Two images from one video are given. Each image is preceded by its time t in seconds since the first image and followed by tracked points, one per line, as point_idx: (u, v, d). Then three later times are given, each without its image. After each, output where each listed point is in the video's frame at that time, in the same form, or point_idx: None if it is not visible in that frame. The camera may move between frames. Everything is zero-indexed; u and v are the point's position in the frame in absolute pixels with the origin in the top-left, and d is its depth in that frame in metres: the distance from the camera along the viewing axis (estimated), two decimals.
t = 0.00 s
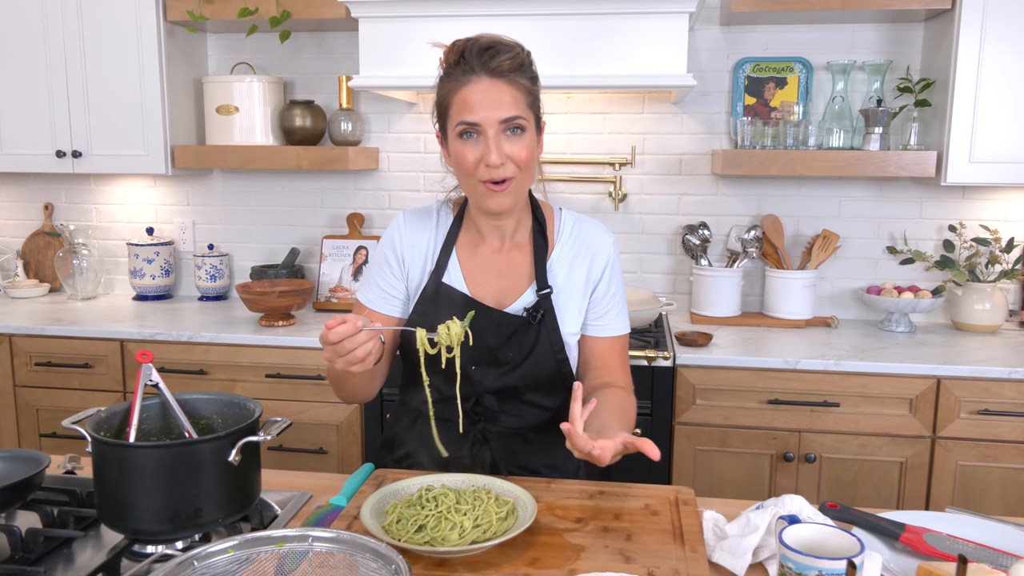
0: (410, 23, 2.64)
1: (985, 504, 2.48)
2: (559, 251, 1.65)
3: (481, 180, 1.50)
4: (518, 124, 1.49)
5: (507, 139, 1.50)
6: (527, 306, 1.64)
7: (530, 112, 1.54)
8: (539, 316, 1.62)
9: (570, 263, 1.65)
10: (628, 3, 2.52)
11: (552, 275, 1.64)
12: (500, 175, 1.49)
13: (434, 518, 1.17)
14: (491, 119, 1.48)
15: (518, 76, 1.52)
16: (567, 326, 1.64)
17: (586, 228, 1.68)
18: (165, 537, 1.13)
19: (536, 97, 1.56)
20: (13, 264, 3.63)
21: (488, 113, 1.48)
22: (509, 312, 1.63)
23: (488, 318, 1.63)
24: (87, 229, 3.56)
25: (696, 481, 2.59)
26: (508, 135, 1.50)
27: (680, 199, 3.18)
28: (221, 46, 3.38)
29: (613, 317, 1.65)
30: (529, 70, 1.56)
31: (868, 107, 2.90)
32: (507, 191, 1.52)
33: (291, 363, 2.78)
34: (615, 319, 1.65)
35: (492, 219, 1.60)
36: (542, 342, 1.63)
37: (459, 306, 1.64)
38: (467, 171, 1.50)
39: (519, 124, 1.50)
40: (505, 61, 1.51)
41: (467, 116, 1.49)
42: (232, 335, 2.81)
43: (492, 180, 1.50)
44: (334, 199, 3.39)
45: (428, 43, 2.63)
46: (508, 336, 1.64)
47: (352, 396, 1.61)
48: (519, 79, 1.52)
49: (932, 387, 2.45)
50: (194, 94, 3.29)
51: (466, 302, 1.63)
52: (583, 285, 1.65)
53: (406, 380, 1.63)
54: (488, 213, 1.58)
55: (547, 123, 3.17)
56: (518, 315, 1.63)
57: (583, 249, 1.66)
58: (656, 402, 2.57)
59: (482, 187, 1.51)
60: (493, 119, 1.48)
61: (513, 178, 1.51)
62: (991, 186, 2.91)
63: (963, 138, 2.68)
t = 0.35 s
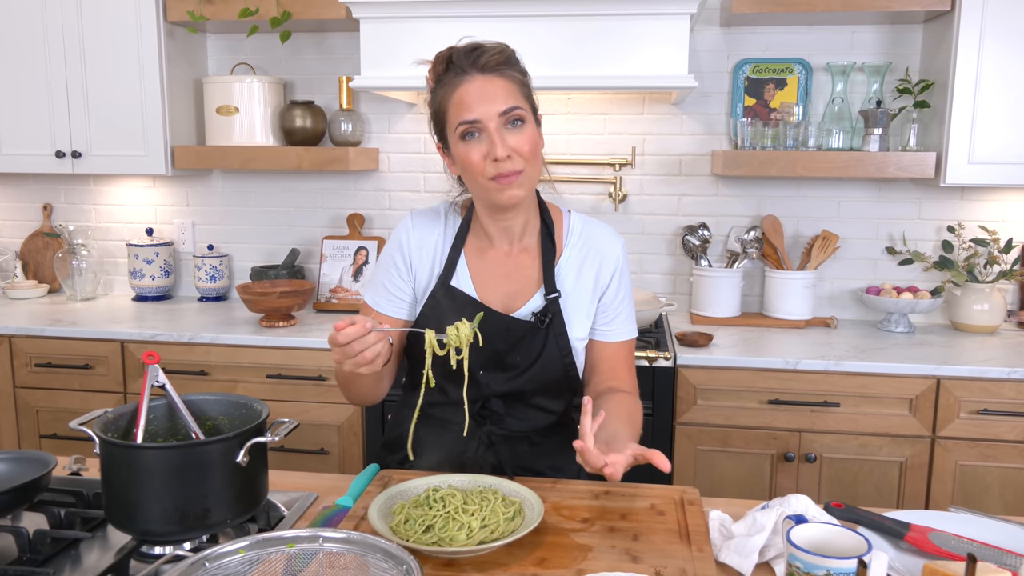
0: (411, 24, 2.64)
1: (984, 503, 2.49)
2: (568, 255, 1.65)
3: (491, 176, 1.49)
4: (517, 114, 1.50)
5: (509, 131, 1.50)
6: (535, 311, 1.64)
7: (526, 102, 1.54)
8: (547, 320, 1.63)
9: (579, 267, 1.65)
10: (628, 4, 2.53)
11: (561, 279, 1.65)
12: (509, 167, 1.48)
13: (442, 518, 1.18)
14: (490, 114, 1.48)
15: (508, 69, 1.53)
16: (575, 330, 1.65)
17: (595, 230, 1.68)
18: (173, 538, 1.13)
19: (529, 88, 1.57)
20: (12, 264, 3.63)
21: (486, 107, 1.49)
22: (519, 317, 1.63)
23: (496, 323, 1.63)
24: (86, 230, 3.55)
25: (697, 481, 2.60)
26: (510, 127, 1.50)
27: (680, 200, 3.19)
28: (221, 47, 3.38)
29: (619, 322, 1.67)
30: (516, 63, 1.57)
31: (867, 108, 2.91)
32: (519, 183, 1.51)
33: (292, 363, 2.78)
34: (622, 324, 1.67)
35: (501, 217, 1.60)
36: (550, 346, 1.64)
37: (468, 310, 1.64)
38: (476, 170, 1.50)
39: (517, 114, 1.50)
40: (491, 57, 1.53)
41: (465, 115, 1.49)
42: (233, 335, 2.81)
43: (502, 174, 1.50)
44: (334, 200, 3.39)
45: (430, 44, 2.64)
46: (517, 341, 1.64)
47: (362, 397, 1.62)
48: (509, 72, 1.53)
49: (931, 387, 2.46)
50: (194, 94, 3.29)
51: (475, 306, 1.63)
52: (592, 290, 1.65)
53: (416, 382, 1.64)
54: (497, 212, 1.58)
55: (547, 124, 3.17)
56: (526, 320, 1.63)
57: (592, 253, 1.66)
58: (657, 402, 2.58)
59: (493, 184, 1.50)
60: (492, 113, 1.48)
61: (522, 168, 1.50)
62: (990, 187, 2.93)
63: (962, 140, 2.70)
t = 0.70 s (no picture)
0: (410, 24, 2.64)
1: (982, 501, 2.50)
2: (570, 256, 1.66)
3: (490, 179, 1.50)
4: (519, 119, 1.50)
5: (511, 135, 1.50)
6: (537, 311, 1.65)
7: (531, 106, 1.55)
8: (549, 320, 1.63)
9: (580, 267, 1.66)
10: (627, 4, 2.54)
11: (562, 279, 1.65)
12: (508, 171, 1.49)
13: (449, 516, 1.18)
14: (493, 117, 1.49)
15: (515, 72, 1.54)
16: (576, 331, 1.66)
17: (598, 231, 1.68)
18: (181, 537, 1.13)
19: (536, 92, 1.57)
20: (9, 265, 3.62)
21: (490, 110, 1.49)
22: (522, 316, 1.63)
23: (498, 322, 1.64)
24: (84, 230, 3.54)
25: (696, 479, 2.61)
26: (512, 131, 1.51)
27: (679, 199, 3.20)
28: (219, 46, 3.37)
29: (622, 323, 1.67)
30: (524, 66, 1.57)
31: (865, 108, 2.92)
32: (518, 187, 1.52)
33: (292, 363, 2.78)
34: (624, 325, 1.67)
35: (501, 218, 1.61)
36: (552, 346, 1.65)
37: (471, 309, 1.65)
38: (475, 172, 1.51)
39: (520, 119, 1.50)
40: (500, 59, 1.53)
41: (469, 117, 1.50)
42: (232, 335, 2.81)
43: (501, 178, 1.50)
44: (333, 200, 3.39)
45: (431, 45, 2.64)
46: (519, 340, 1.64)
47: (369, 398, 1.62)
48: (516, 75, 1.53)
49: (930, 384, 2.47)
50: (192, 94, 3.29)
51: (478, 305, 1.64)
52: (593, 291, 1.66)
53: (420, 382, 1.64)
54: (498, 213, 1.59)
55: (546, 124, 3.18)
56: (528, 319, 1.64)
57: (593, 254, 1.66)
58: (657, 401, 2.59)
59: (491, 186, 1.51)
60: (495, 116, 1.49)
61: (522, 173, 1.51)
62: (986, 186, 2.94)
63: (959, 140, 2.71)
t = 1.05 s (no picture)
0: (407, 23, 2.64)
1: (977, 497, 2.52)
2: (570, 253, 1.67)
3: (472, 175, 1.51)
4: (516, 125, 1.50)
5: (503, 137, 1.51)
6: (538, 308, 1.66)
7: (535, 115, 1.54)
8: (550, 317, 1.64)
9: (581, 265, 1.67)
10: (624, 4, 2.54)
11: (564, 277, 1.66)
12: (489, 172, 1.50)
13: (455, 514, 1.19)
14: (490, 115, 1.49)
15: (530, 78, 1.53)
16: (576, 327, 1.68)
17: (596, 228, 1.70)
18: (187, 536, 1.13)
19: (547, 103, 1.57)
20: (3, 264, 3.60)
21: (489, 108, 1.49)
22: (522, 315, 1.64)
23: (501, 320, 1.64)
24: (79, 229, 3.53)
25: (694, 477, 2.62)
26: (506, 134, 1.51)
27: (675, 198, 3.21)
28: (215, 45, 3.36)
29: (631, 315, 1.72)
30: (546, 73, 1.57)
31: (860, 108, 2.94)
32: (496, 191, 1.52)
33: (290, 362, 2.78)
34: (634, 317, 1.72)
35: (496, 216, 1.61)
36: (553, 343, 1.67)
37: (471, 308, 1.65)
38: (459, 164, 1.52)
39: (516, 125, 1.50)
40: (521, 62, 1.53)
41: (468, 108, 1.51)
42: (229, 335, 2.81)
43: (482, 176, 1.51)
44: (329, 199, 3.39)
45: (428, 45, 2.64)
46: (521, 338, 1.65)
47: (375, 400, 1.64)
48: (529, 82, 1.53)
49: (925, 382, 2.49)
50: (188, 93, 3.28)
51: (478, 303, 1.64)
52: (595, 287, 1.67)
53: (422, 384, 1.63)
54: (492, 211, 1.59)
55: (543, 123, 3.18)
56: (529, 317, 1.65)
57: (594, 251, 1.68)
58: (654, 400, 2.60)
59: (471, 181, 1.52)
60: (492, 115, 1.49)
61: (503, 177, 1.51)
62: (980, 186, 2.96)
63: (954, 139, 2.73)
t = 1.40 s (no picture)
0: (400, 22, 2.64)
1: (967, 493, 2.55)
2: (571, 253, 1.68)
3: (472, 172, 1.51)
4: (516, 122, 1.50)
5: (502, 135, 1.51)
6: (540, 308, 1.67)
7: (537, 113, 1.55)
8: (552, 317, 1.65)
9: (584, 263, 1.68)
10: (617, 4, 2.55)
11: (566, 276, 1.67)
12: (488, 169, 1.50)
13: (457, 512, 1.19)
14: (489, 112, 1.50)
15: (532, 77, 1.54)
16: (579, 325, 1.69)
17: (595, 228, 1.72)
18: (189, 535, 1.13)
19: (549, 102, 1.57)
20: None
21: (489, 105, 1.50)
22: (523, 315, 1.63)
23: (503, 321, 1.64)
24: (70, 228, 3.51)
25: (688, 475, 2.63)
26: (505, 131, 1.51)
27: (668, 197, 3.22)
28: (207, 44, 3.35)
29: (628, 314, 1.75)
30: (549, 73, 1.58)
31: (851, 108, 2.96)
32: (495, 188, 1.52)
33: (284, 362, 2.78)
34: (630, 315, 1.75)
35: (497, 215, 1.62)
36: (555, 343, 1.67)
37: (473, 310, 1.64)
38: (459, 161, 1.52)
39: (516, 122, 1.51)
40: (523, 60, 1.54)
41: (469, 106, 1.52)
42: (223, 334, 2.80)
43: (482, 173, 1.51)
44: (322, 198, 3.38)
45: (421, 44, 2.65)
46: (523, 338, 1.65)
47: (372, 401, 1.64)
48: (531, 80, 1.54)
49: (916, 379, 2.51)
50: (180, 91, 3.26)
51: (480, 305, 1.64)
52: (597, 285, 1.69)
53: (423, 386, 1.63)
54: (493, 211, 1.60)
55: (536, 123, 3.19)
56: (532, 317, 1.65)
57: (595, 249, 1.70)
58: (648, 398, 2.61)
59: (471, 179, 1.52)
60: (491, 112, 1.50)
61: (503, 174, 1.51)
62: (970, 185, 2.99)
63: (944, 139, 2.76)
